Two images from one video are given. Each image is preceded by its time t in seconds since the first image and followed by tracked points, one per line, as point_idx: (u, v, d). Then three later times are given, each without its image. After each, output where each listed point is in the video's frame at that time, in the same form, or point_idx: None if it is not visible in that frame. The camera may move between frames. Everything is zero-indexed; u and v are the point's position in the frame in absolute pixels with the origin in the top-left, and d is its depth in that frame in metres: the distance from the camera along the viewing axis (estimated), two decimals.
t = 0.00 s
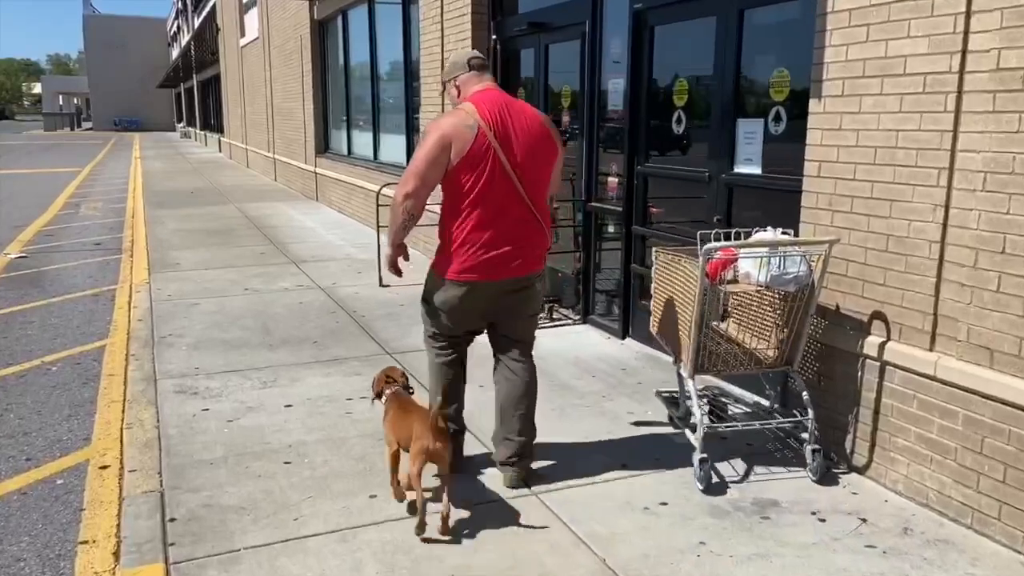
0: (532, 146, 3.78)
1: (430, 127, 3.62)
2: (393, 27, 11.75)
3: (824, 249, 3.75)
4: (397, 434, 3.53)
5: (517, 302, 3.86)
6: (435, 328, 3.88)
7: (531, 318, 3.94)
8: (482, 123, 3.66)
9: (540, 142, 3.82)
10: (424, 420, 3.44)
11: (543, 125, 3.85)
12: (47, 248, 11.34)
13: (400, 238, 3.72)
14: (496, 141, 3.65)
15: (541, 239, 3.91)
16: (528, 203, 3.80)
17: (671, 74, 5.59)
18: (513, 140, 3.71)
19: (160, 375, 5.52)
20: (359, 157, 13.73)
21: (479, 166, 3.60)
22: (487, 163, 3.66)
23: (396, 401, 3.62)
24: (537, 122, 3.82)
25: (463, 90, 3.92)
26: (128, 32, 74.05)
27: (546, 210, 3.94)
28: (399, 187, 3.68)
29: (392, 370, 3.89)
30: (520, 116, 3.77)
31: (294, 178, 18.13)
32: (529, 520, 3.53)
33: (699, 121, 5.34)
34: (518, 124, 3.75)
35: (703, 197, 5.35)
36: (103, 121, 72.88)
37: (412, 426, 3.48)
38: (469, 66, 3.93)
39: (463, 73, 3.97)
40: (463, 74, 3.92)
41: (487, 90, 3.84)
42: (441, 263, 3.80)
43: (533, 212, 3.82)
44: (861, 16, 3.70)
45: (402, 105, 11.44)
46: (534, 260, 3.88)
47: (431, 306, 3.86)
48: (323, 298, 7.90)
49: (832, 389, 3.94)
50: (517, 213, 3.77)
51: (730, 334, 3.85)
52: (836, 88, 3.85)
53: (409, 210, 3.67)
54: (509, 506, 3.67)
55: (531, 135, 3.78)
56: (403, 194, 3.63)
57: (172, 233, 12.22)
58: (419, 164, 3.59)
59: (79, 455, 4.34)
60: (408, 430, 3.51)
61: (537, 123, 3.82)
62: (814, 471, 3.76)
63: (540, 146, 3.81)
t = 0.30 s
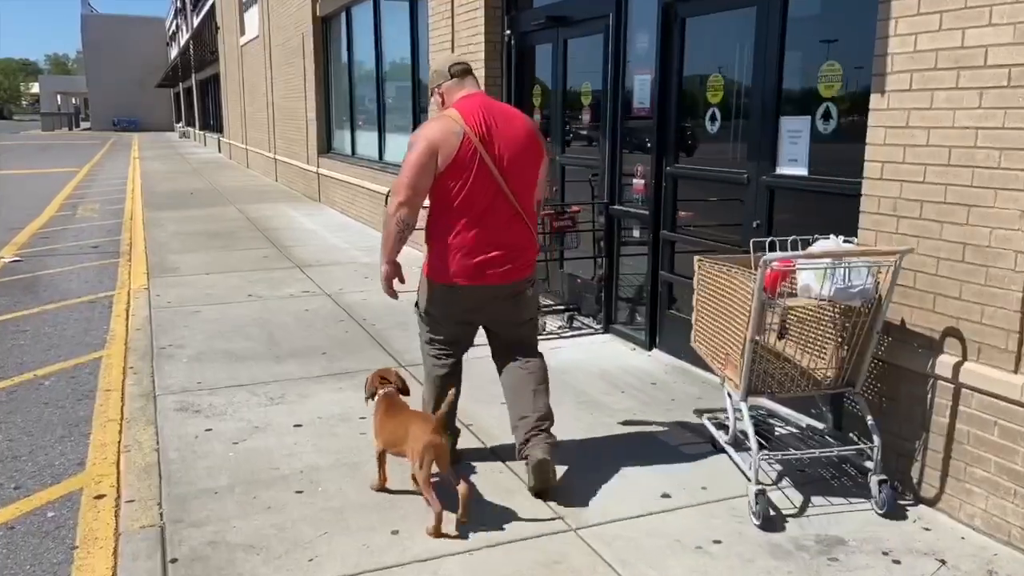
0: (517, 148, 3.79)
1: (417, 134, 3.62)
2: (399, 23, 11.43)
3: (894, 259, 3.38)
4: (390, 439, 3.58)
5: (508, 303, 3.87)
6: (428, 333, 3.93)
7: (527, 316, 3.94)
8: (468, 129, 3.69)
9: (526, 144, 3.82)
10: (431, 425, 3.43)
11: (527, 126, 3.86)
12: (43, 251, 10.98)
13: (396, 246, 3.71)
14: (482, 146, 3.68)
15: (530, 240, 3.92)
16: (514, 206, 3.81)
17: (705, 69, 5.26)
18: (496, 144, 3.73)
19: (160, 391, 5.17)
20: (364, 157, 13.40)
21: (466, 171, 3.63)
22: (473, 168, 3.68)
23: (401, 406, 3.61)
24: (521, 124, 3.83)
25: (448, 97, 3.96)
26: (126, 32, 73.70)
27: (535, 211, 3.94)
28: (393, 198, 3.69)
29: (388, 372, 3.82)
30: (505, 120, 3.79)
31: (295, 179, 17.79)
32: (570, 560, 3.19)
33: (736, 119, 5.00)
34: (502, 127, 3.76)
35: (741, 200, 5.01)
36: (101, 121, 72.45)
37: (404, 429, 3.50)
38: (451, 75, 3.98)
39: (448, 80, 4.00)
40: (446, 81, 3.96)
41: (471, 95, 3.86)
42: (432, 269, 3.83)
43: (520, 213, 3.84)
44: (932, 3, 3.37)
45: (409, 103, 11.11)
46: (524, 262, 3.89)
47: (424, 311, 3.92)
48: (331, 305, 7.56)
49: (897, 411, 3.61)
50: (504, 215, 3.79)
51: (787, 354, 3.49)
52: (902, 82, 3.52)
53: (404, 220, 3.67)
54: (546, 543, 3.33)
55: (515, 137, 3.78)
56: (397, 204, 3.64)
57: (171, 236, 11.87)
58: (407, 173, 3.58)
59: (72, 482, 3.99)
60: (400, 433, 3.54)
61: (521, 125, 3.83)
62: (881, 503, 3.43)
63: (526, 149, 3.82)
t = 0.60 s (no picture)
0: (515, 147, 3.74)
1: (411, 129, 3.65)
2: (406, 22, 11.05)
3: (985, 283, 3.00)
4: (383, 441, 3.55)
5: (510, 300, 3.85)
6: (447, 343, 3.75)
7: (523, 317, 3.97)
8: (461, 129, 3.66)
9: (524, 143, 3.77)
10: (416, 429, 3.38)
11: (526, 126, 3.81)
12: (37, 258, 10.59)
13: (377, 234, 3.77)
14: (474, 146, 3.64)
15: (527, 240, 3.87)
16: (511, 207, 3.76)
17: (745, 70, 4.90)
18: (492, 144, 3.69)
19: (159, 418, 4.80)
20: (368, 159, 13.04)
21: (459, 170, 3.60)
22: (466, 168, 3.64)
23: (391, 409, 3.58)
24: (519, 124, 3.78)
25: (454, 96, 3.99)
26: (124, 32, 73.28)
27: (533, 211, 3.88)
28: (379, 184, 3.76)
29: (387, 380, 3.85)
30: (502, 120, 3.75)
31: (297, 181, 17.42)
32: None
33: (781, 124, 4.64)
34: (499, 127, 3.73)
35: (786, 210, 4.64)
36: (99, 121, 72.00)
37: (399, 434, 3.41)
38: (458, 71, 3.97)
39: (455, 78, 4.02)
40: (453, 79, 3.98)
41: (472, 96, 3.84)
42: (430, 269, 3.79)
43: (517, 213, 3.78)
44: None
45: (416, 104, 10.74)
46: (520, 263, 3.83)
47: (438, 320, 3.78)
48: (338, 317, 7.19)
49: (979, 449, 3.26)
50: (500, 215, 3.73)
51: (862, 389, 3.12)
52: (987, 84, 3.16)
53: (385, 209, 3.73)
54: None
55: (512, 136, 3.74)
56: (380, 192, 3.70)
57: (170, 241, 11.48)
58: (395, 166, 3.64)
59: (63, 527, 3.63)
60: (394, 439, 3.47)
61: (520, 124, 3.78)
62: (966, 555, 3.07)
63: (524, 147, 3.77)
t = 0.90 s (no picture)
0: (528, 146, 3.74)
1: (426, 125, 3.65)
2: (411, 16, 10.68)
3: None
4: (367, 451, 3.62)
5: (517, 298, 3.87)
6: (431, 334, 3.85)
7: (525, 318, 3.98)
8: (476, 126, 3.66)
9: (538, 141, 3.77)
10: (397, 426, 3.35)
11: (541, 122, 3.80)
12: (27, 262, 10.17)
13: (392, 233, 3.70)
14: (488, 142, 3.64)
15: (536, 241, 3.87)
16: (521, 206, 3.76)
17: (789, 59, 4.52)
18: (506, 142, 3.69)
19: (151, 439, 4.40)
20: (370, 159, 12.65)
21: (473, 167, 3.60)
22: (480, 164, 3.63)
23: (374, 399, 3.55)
24: (534, 121, 3.77)
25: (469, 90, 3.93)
26: (121, 31, 72.82)
27: (544, 211, 3.88)
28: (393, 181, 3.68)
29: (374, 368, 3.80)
30: (516, 117, 3.75)
31: (296, 182, 17.02)
32: None
33: (829, 118, 4.27)
34: (513, 124, 3.72)
35: (836, 213, 4.27)
36: (96, 120, 71.51)
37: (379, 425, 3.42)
38: (473, 66, 3.92)
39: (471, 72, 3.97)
40: (469, 74, 3.92)
41: (486, 93, 3.83)
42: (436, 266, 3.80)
43: (527, 212, 3.78)
44: None
45: (422, 101, 10.36)
46: (528, 263, 3.84)
47: (430, 316, 3.80)
48: (343, 325, 6.80)
49: None
50: (511, 214, 3.72)
51: (951, 420, 2.73)
52: None
53: (400, 206, 3.68)
54: None
55: (526, 135, 3.74)
56: (393, 189, 3.63)
57: (166, 244, 11.07)
58: (409, 163, 3.62)
59: (42, 569, 3.23)
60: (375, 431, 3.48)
61: (534, 121, 3.78)
62: None
63: (537, 146, 3.77)
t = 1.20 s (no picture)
0: (530, 142, 3.76)
1: (428, 124, 3.67)
2: (414, 16, 10.48)
3: None
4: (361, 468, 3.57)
5: (521, 299, 3.88)
6: (432, 326, 3.90)
7: (531, 318, 3.96)
8: (478, 124, 3.67)
9: (540, 137, 3.78)
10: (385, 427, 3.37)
11: (542, 117, 3.81)
12: (22, 267, 9.97)
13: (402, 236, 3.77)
14: (490, 140, 3.66)
15: (539, 239, 3.88)
16: (524, 203, 3.78)
17: (815, 60, 4.33)
18: (508, 138, 3.71)
19: (147, 458, 4.20)
20: (372, 161, 12.45)
21: (475, 165, 3.63)
22: (482, 163, 3.66)
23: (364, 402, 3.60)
24: (535, 116, 3.78)
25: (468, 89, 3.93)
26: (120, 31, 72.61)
27: (547, 207, 3.90)
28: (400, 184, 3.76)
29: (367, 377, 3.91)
30: (517, 113, 3.76)
31: (296, 184, 16.82)
32: None
33: (859, 122, 4.07)
34: (515, 121, 3.73)
35: (865, 220, 4.07)
36: (95, 121, 71.30)
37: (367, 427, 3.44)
38: (473, 64, 3.90)
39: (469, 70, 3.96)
40: (466, 72, 3.91)
41: (488, 90, 3.83)
42: (438, 262, 3.84)
43: (530, 210, 3.80)
44: None
45: (425, 102, 10.15)
46: (531, 261, 3.86)
47: (430, 305, 3.86)
48: (346, 333, 6.59)
49: None
50: (514, 211, 3.75)
51: (1009, 449, 2.54)
52: None
53: (409, 208, 3.74)
54: None
55: (528, 131, 3.75)
56: (402, 192, 3.70)
57: (164, 247, 10.87)
58: (414, 164, 3.66)
59: None
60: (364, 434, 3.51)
61: (536, 117, 3.78)
62: None
63: (539, 143, 3.78)
